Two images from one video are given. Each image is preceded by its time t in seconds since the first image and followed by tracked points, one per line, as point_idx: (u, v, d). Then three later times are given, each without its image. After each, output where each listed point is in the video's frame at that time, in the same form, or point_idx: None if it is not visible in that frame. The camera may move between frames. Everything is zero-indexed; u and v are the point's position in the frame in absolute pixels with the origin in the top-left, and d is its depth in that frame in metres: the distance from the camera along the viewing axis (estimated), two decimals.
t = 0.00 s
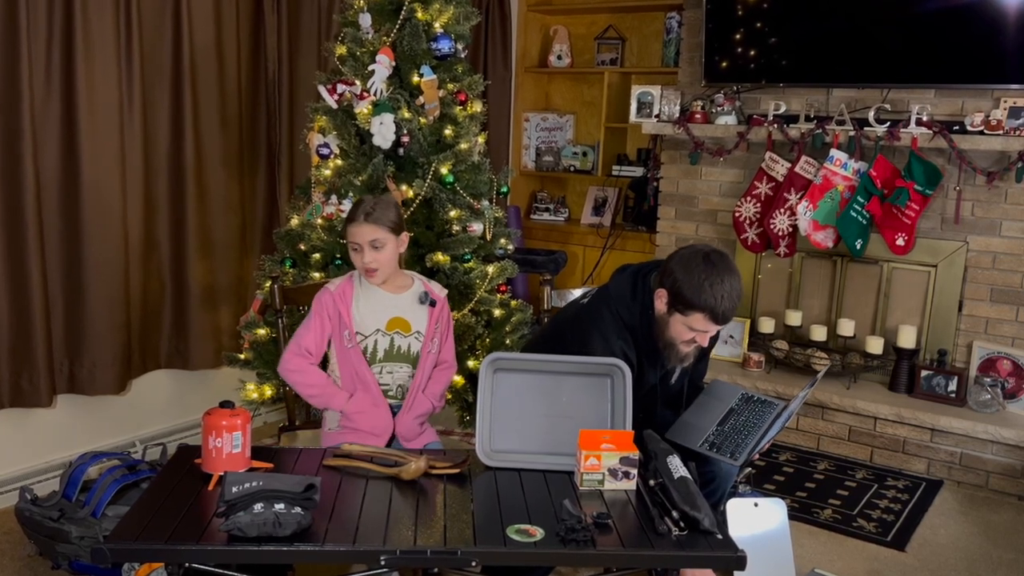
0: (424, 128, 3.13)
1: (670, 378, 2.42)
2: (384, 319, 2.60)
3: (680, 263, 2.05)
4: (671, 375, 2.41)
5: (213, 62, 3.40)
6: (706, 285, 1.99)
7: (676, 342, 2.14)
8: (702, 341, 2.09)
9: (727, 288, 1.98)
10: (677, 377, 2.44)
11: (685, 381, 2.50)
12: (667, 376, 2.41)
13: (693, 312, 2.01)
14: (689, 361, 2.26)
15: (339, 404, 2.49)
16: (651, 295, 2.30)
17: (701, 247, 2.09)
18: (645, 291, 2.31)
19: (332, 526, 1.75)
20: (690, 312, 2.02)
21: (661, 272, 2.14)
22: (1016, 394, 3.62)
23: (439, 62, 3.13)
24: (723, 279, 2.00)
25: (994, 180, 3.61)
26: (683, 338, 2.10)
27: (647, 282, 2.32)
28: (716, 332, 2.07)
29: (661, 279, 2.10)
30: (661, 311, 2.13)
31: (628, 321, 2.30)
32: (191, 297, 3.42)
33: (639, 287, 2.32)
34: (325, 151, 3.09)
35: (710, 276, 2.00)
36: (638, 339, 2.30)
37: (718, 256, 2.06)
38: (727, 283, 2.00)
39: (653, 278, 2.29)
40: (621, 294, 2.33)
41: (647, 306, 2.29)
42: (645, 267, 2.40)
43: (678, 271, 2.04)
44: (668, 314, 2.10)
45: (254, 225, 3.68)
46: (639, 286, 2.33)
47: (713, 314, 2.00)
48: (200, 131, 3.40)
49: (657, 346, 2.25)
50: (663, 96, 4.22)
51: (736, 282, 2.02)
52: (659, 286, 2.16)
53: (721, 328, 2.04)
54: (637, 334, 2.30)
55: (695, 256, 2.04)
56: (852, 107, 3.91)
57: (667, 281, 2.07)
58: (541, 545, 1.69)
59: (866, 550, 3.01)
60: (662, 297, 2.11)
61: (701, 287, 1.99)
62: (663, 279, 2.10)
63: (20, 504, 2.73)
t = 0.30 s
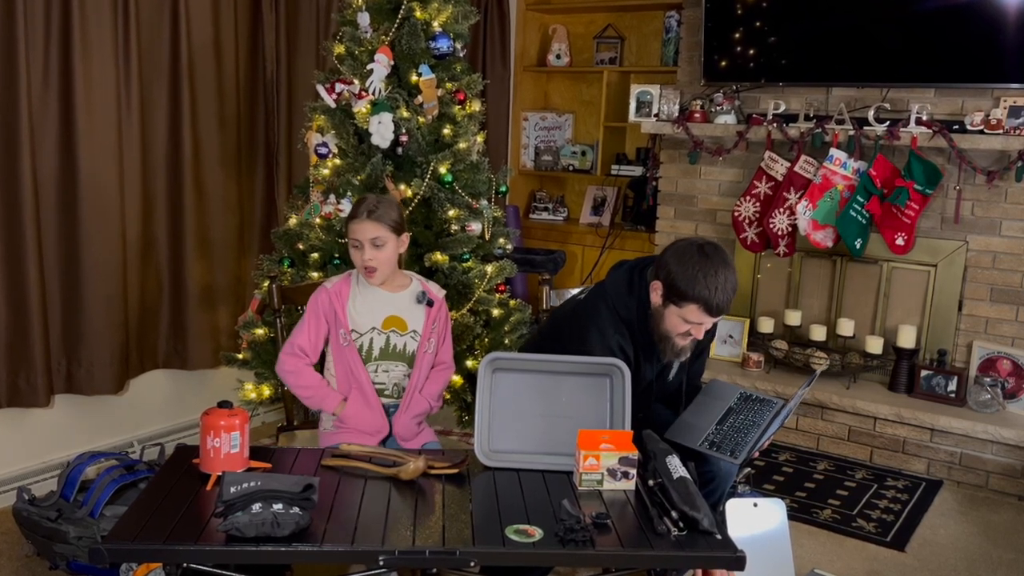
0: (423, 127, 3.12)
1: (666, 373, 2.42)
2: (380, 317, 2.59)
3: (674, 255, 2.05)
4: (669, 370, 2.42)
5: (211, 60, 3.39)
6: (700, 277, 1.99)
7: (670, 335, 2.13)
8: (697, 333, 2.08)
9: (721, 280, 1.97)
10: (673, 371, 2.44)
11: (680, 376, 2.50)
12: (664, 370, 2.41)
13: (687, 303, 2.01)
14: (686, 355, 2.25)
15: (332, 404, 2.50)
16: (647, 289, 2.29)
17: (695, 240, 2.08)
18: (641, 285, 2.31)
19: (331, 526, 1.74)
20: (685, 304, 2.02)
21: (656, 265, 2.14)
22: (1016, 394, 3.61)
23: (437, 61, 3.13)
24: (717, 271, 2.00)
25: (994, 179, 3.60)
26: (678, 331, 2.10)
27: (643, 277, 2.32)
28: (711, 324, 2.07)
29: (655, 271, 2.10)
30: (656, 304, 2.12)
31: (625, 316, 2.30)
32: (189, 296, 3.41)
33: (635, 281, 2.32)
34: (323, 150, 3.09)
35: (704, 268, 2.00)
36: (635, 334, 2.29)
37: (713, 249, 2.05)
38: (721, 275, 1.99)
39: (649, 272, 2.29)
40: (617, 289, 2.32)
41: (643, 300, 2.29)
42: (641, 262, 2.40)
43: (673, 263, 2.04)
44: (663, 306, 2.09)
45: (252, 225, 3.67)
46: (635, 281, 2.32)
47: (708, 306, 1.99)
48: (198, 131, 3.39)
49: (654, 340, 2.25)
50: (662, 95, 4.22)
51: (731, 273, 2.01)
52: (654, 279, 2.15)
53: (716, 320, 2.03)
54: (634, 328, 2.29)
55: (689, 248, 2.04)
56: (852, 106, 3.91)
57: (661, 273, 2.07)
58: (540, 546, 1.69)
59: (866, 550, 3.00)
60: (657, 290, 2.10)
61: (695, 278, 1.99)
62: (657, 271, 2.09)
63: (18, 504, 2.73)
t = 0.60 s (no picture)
0: (422, 127, 3.11)
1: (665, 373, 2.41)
2: (380, 314, 2.58)
3: (676, 253, 2.04)
4: (668, 369, 2.42)
5: (209, 59, 3.38)
6: (701, 276, 1.98)
7: (671, 334, 2.13)
8: (698, 332, 2.07)
9: (723, 279, 1.96)
10: (672, 372, 2.44)
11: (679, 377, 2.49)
12: (664, 369, 2.41)
13: (689, 302, 2.00)
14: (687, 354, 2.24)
15: (333, 403, 2.50)
16: (648, 288, 2.29)
17: (697, 239, 2.07)
18: (642, 284, 2.30)
19: (329, 526, 1.73)
20: (686, 303, 2.01)
21: (657, 264, 2.13)
22: (1016, 394, 3.61)
23: (436, 60, 3.12)
24: (719, 270, 1.99)
25: (994, 178, 3.59)
26: (679, 330, 2.09)
27: (644, 276, 2.32)
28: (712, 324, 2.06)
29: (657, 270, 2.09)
30: (656, 303, 2.12)
31: (626, 315, 2.29)
32: (187, 296, 3.40)
33: (636, 281, 2.32)
34: (322, 149, 3.07)
35: (706, 267, 1.99)
36: (635, 332, 2.28)
37: (715, 247, 2.05)
38: (723, 274, 1.98)
39: (650, 271, 2.28)
40: (618, 288, 2.32)
41: (643, 299, 2.28)
42: (642, 262, 2.39)
43: (674, 262, 2.03)
44: (664, 305, 2.09)
45: (250, 225, 3.67)
46: (636, 281, 2.32)
47: (709, 305, 1.99)
48: (196, 130, 3.38)
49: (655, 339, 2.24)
50: (662, 94, 4.21)
51: (733, 272, 2.00)
52: (655, 277, 2.15)
53: (717, 319, 2.03)
54: (635, 327, 2.28)
55: (691, 247, 2.03)
56: (851, 105, 3.90)
57: (663, 271, 2.06)
58: (539, 546, 1.68)
59: (865, 550, 2.99)
60: (658, 288, 2.09)
61: (696, 277, 1.98)
62: (659, 270, 2.09)
63: (15, 505, 2.72)
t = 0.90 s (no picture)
0: (420, 126, 3.10)
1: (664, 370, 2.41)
2: (378, 314, 2.58)
3: (672, 250, 2.03)
4: (666, 367, 2.42)
5: (207, 58, 3.38)
6: (698, 272, 1.97)
7: (667, 330, 2.12)
8: (694, 328, 2.07)
9: (719, 274, 1.95)
10: (670, 368, 2.43)
11: (677, 374, 2.49)
12: (662, 367, 2.40)
13: (685, 298, 1.99)
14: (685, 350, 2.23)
15: (330, 403, 2.49)
16: (644, 284, 2.28)
17: (693, 234, 2.07)
18: (639, 281, 2.29)
19: (328, 526, 1.72)
20: (683, 299, 2.00)
21: (653, 260, 2.13)
22: (1016, 394, 3.60)
23: (435, 59, 3.12)
24: (715, 266, 1.98)
25: (994, 178, 3.59)
26: (676, 326, 2.09)
27: (640, 272, 2.30)
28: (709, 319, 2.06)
29: (653, 266, 2.09)
30: (653, 299, 2.11)
31: (623, 312, 2.28)
32: (185, 295, 3.39)
33: (632, 277, 2.30)
34: (320, 149, 3.06)
35: (702, 263, 1.98)
36: (633, 330, 2.28)
37: (712, 243, 2.04)
38: (719, 270, 1.97)
39: (646, 267, 2.27)
40: (614, 285, 2.31)
41: (640, 296, 2.27)
42: (638, 258, 2.38)
43: (671, 258, 2.02)
44: (661, 301, 2.08)
45: (248, 224, 3.66)
46: (632, 277, 2.31)
47: (706, 301, 1.98)
48: (194, 129, 3.38)
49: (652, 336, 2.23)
50: (661, 93, 4.21)
51: (730, 268, 1.99)
52: (651, 274, 2.14)
53: (714, 315, 2.02)
54: (632, 324, 2.27)
55: (687, 243, 2.02)
56: (851, 104, 3.89)
57: (659, 268, 2.05)
58: (538, 546, 1.67)
59: (865, 551, 2.99)
60: (654, 284, 2.09)
61: (693, 273, 1.97)
62: (655, 266, 2.08)
63: (13, 505, 2.72)
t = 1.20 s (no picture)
0: (419, 125, 3.09)
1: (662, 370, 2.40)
2: (378, 313, 2.57)
3: (669, 249, 2.03)
4: (664, 366, 2.41)
5: (205, 58, 3.37)
6: (695, 271, 1.97)
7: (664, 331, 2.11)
8: (693, 327, 2.06)
9: (717, 274, 1.95)
10: (668, 368, 2.43)
11: (674, 374, 2.48)
12: (659, 366, 2.40)
13: (683, 297, 1.99)
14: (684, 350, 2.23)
15: (329, 403, 2.48)
16: (642, 284, 2.27)
17: (690, 233, 2.06)
18: (636, 281, 2.29)
19: (326, 527, 1.72)
20: (681, 299, 2.00)
21: (650, 260, 2.12)
22: (1016, 394, 3.59)
23: (434, 58, 3.11)
24: (713, 264, 1.97)
25: (994, 177, 3.58)
26: (673, 326, 2.08)
27: (637, 272, 2.30)
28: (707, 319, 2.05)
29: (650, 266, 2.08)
30: (651, 299, 2.10)
31: (620, 312, 2.27)
32: (183, 295, 3.39)
33: (629, 277, 2.29)
34: (318, 148, 3.06)
35: (699, 262, 1.98)
36: (630, 330, 2.27)
37: (708, 242, 2.03)
38: (717, 269, 1.97)
39: (644, 267, 2.27)
40: (611, 285, 2.30)
41: (638, 296, 2.26)
42: (634, 258, 2.38)
43: (668, 258, 2.02)
44: (658, 301, 2.08)
45: (246, 224, 3.65)
46: (629, 277, 2.30)
47: (704, 301, 1.97)
48: (192, 128, 3.37)
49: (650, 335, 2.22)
50: (660, 92, 4.20)
51: (726, 267, 1.99)
52: (648, 274, 2.13)
53: (712, 314, 2.01)
54: (630, 324, 2.27)
55: (684, 242, 2.02)
56: (850, 103, 3.88)
57: (657, 268, 2.05)
58: (537, 546, 1.67)
59: (864, 551, 2.98)
60: (652, 284, 2.08)
61: (690, 273, 1.97)
62: (652, 266, 2.08)
63: (10, 505, 2.71)
